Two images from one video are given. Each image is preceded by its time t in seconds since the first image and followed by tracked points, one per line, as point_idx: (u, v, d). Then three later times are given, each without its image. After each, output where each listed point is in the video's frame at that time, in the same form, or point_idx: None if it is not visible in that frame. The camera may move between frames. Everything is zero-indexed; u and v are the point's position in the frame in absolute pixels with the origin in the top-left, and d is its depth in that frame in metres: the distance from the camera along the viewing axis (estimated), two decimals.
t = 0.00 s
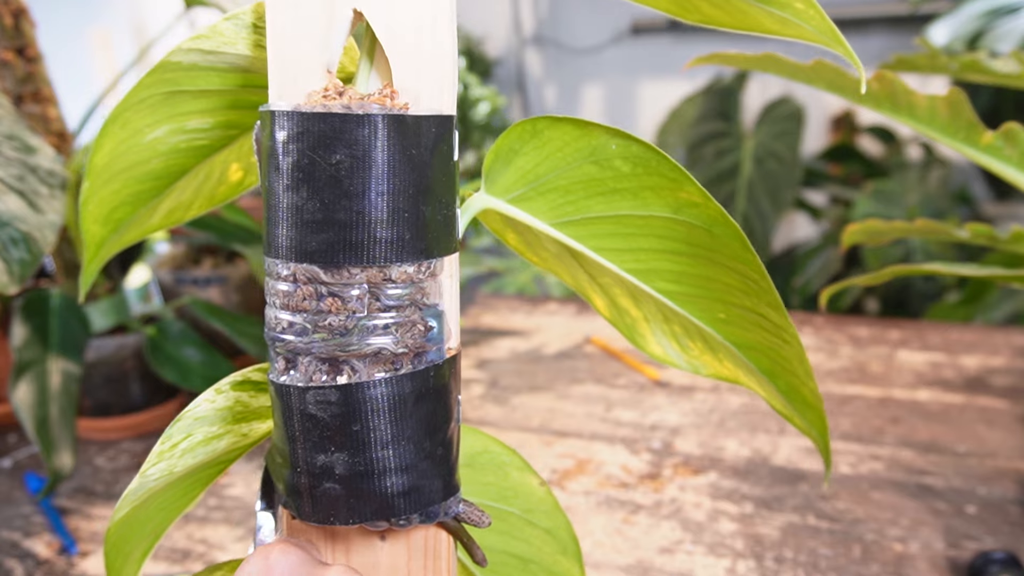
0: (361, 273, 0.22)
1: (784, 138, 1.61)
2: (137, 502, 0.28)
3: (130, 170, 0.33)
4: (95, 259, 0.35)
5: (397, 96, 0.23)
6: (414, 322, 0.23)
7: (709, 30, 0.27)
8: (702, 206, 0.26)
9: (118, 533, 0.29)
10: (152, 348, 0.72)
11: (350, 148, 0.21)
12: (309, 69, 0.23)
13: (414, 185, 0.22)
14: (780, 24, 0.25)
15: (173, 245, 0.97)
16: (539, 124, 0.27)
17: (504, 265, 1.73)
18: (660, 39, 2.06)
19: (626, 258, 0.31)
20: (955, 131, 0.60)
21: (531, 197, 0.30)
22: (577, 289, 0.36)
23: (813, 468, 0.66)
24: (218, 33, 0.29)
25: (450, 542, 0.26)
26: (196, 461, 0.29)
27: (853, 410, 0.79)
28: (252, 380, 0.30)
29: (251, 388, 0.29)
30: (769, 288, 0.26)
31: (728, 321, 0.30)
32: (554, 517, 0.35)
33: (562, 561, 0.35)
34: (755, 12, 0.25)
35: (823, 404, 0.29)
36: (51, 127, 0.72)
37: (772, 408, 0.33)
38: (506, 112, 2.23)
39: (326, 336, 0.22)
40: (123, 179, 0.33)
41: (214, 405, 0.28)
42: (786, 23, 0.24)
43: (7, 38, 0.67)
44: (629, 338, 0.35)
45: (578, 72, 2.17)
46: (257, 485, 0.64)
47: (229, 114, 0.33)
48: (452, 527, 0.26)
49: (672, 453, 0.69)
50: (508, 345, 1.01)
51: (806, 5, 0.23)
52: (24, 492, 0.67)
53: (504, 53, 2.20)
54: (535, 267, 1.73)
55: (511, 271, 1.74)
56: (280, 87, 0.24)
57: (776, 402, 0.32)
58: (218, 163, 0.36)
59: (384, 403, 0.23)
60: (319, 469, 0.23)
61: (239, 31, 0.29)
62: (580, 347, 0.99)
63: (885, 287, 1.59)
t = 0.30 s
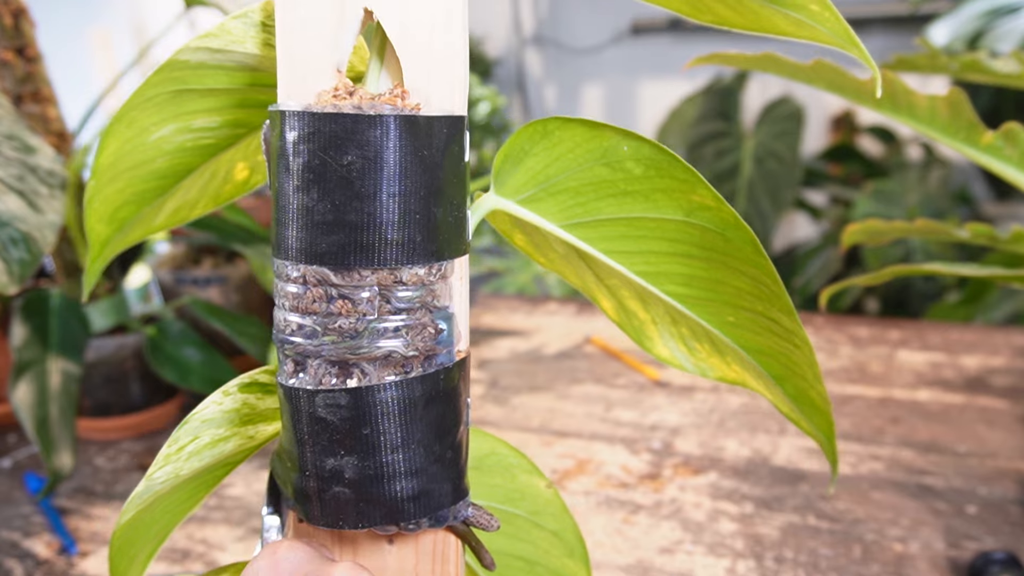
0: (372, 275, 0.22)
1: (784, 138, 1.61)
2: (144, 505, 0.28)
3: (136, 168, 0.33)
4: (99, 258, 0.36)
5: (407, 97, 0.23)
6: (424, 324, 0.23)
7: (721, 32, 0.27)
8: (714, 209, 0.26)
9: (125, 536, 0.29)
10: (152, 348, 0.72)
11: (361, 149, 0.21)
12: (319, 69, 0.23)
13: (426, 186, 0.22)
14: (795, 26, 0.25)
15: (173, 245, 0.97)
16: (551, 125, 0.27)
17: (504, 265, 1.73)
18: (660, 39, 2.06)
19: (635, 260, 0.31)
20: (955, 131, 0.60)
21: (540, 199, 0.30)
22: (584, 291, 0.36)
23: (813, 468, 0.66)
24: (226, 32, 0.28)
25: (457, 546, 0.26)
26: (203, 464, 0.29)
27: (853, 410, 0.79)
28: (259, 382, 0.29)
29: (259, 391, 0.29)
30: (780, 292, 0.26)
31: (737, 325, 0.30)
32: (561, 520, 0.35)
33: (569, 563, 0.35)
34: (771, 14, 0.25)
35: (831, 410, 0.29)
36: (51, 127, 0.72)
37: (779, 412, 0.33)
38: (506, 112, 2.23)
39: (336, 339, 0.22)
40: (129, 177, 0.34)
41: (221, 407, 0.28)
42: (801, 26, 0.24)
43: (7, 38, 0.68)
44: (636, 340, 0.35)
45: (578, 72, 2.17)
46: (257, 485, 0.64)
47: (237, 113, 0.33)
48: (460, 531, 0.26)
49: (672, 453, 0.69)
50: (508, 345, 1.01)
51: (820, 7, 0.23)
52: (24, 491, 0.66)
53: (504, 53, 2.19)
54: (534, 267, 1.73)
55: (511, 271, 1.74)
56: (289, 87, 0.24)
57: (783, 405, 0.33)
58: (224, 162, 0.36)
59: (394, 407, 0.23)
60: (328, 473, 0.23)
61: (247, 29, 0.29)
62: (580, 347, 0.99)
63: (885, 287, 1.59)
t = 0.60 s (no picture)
0: (369, 276, 0.22)
1: (783, 138, 1.61)
2: (142, 505, 0.28)
3: (133, 168, 0.33)
4: (96, 258, 0.36)
5: (405, 97, 0.23)
6: (422, 325, 0.23)
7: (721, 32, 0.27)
8: (711, 210, 0.26)
9: (123, 537, 0.29)
10: (152, 348, 0.72)
11: (359, 149, 0.21)
12: (317, 68, 0.23)
13: (424, 187, 0.22)
14: (794, 27, 0.25)
15: (173, 245, 0.97)
16: (549, 125, 0.27)
17: (504, 265, 1.73)
18: (659, 39, 2.06)
19: (633, 260, 0.31)
20: (954, 130, 0.60)
21: (538, 199, 0.30)
22: (582, 291, 0.36)
23: (813, 468, 0.66)
24: (222, 31, 0.28)
25: (456, 545, 0.26)
26: (201, 463, 0.29)
27: (853, 410, 0.79)
28: (257, 382, 0.29)
29: (257, 391, 0.29)
30: (777, 293, 0.26)
31: (734, 325, 0.30)
32: (559, 521, 0.35)
33: (568, 564, 0.35)
34: (770, 14, 0.25)
35: (828, 410, 0.29)
36: (51, 127, 0.72)
37: (777, 412, 0.33)
38: (506, 112, 2.23)
39: (333, 339, 0.22)
40: (125, 178, 0.34)
41: (219, 408, 0.28)
42: (800, 27, 0.24)
43: (7, 38, 0.68)
44: (634, 340, 0.35)
45: (578, 72, 2.17)
46: (257, 485, 0.64)
47: (234, 113, 0.33)
48: (458, 531, 0.25)
49: (672, 453, 0.69)
50: (508, 345, 1.01)
51: (818, 8, 0.22)
52: (24, 491, 0.66)
53: (504, 53, 2.19)
54: (535, 267, 1.73)
55: (511, 271, 1.74)
56: (287, 87, 0.24)
57: (781, 405, 0.33)
58: (221, 162, 0.36)
59: (392, 407, 0.23)
60: (326, 473, 0.23)
61: (244, 29, 0.28)
62: (580, 347, 0.99)
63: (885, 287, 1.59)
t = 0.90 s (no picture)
0: (376, 276, 0.22)
1: (783, 138, 1.61)
2: (148, 505, 0.28)
3: (136, 168, 0.33)
4: (96, 261, 0.35)
5: (411, 97, 0.23)
6: (429, 325, 0.23)
7: (725, 32, 0.27)
8: (718, 211, 0.26)
9: (128, 537, 0.29)
10: (152, 348, 0.72)
11: (366, 149, 0.21)
12: (323, 69, 0.23)
13: (431, 188, 0.22)
14: (801, 30, 0.25)
15: (173, 245, 0.97)
16: (555, 125, 0.27)
17: (505, 265, 1.73)
18: (659, 39, 2.06)
19: (640, 261, 0.31)
20: (955, 131, 0.60)
21: (545, 200, 0.30)
22: (590, 291, 0.36)
23: (813, 468, 0.66)
24: (229, 31, 0.28)
25: (462, 546, 0.26)
26: (206, 463, 0.29)
27: (853, 410, 0.79)
28: (263, 382, 0.29)
29: (263, 391, 0.29)
30: (785, 294, 0.26)
31: (742, 327, 0.30)
32: (565, 521, 0.35)
33: (573, 565, 0.35)
34: (778, 16, 0.25)
35: (836, 412, 0.29)
36: (50, 127, 0.72)
37: (785, 415, 0.33)
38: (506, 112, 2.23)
39: (340, 339, 0.22)
40: (128, 177, 0.33)
41: (224, 408, 0.28)
42: (808, 29, 0.24)
43: (7, 38, 0.68)
44: (641, 341, 0.35)
45: (578, 72, 2.17)
46: (257, 485, 0.64)
47: (238, 113, 0.33)
48: (465, 532, 0.25)
49: (672, 453, 0.69)
50: (508, 345, 1.01)
51: (827, 9, 0.23)
52: (24, 491, 0.66)
53: (504, 53, 2.19)
54: (534, 267, 1.73)
55: (510, 271, 1.74)
56: (294, 87, 0.24)
57: (788, 407, 0.33)
58: (223, 163, 0.36)
59: (399, 407, 0.23)
60: (332, 474, 0.23)
61: (250, 29, 0.29)
62: (580, 347, 0.99)
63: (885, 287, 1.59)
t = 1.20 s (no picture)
0: (371, 273, 0.22)
1: (783, 138, 1.61)
2: (147, 500, 0.29)
3: (142, 167, 0.33)
4: (105, 256, 0.36)
5: (407, 96, 0.23)
6: (423, 321, 0.23)
7: (717, 33, 0.27)
8: (708, 208, 0.26)
9: (127, 531, 0.30)
10: (152, 348, 0.72)
11: (361, 148, 0.21)
12: (320, 70, 0.23)
13: (425, 185, 0.22)
14: (789, 28, 0.25)
15: (173, 245, 0.97)
16: (547, 125, 0.27)
17: (505, 265, 1.73)
18: (659, 39, 2.06)
19: (633, 259, 0.31)
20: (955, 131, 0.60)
21: (538, 198, 0.30)
22: (584, 290, 0.36)
23: (813, 468, 0.66)
24: (228, 33, 0.28)
25: (457, 540, 0.26)
26: (204, 458, 0.29)
27: (853, 410, 0.79)
28: (261, 379, 0.28)
29: (260, 387, 0.28)
30: (774, 291, 0.26)
31: (734, 323, 0.30)
32: (559, 517, 0.35)
33: (566, 559, 0.35)
34: (765, 15, 0.25)
35: (828, 408, 0.29)
36: (50, 127, 0.72)
37: (779, 410, 0.33)
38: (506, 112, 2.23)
39: (336, 335, 0.22)
40: (133, 177, 0.33)
41: (222, 403, 0.28)
42: (795, 28, 0.24)
43: (7, 38, 0.68)
44: (635, 339, 0.35)
45: (578, 72, 2.17)
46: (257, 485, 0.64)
47: (240, 113, 0.33)
48: (459, 526, 0.25)
49: (672, 453, 0.69)
50: (508, 345, 1.01)
51: (812, 9, 0.22)
52: (24, 491, 0.66)
53: (504, 53, 2.19)
54: (534, 267, 1.73)
55: (510, 271, 1.74)
56: (290, 87, 0.24)
57: (782, 403, 0.33)
58: (227, 162, 0.36)
59: (393, 403, 0.23)
60: (328, 468, 0.23)
61: (248, 31, 0.28)
62: (580, 347, 0.99)
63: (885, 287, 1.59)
